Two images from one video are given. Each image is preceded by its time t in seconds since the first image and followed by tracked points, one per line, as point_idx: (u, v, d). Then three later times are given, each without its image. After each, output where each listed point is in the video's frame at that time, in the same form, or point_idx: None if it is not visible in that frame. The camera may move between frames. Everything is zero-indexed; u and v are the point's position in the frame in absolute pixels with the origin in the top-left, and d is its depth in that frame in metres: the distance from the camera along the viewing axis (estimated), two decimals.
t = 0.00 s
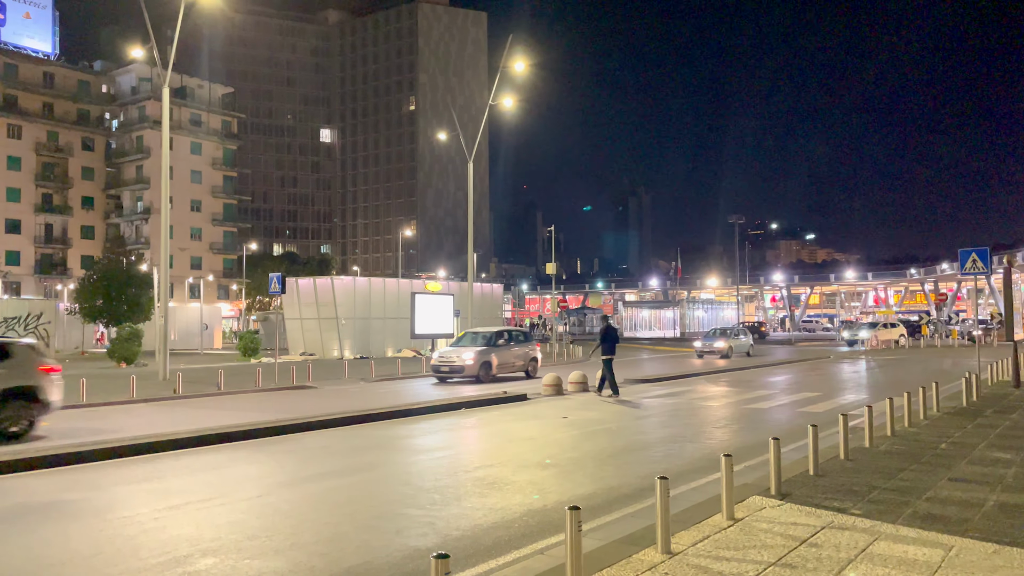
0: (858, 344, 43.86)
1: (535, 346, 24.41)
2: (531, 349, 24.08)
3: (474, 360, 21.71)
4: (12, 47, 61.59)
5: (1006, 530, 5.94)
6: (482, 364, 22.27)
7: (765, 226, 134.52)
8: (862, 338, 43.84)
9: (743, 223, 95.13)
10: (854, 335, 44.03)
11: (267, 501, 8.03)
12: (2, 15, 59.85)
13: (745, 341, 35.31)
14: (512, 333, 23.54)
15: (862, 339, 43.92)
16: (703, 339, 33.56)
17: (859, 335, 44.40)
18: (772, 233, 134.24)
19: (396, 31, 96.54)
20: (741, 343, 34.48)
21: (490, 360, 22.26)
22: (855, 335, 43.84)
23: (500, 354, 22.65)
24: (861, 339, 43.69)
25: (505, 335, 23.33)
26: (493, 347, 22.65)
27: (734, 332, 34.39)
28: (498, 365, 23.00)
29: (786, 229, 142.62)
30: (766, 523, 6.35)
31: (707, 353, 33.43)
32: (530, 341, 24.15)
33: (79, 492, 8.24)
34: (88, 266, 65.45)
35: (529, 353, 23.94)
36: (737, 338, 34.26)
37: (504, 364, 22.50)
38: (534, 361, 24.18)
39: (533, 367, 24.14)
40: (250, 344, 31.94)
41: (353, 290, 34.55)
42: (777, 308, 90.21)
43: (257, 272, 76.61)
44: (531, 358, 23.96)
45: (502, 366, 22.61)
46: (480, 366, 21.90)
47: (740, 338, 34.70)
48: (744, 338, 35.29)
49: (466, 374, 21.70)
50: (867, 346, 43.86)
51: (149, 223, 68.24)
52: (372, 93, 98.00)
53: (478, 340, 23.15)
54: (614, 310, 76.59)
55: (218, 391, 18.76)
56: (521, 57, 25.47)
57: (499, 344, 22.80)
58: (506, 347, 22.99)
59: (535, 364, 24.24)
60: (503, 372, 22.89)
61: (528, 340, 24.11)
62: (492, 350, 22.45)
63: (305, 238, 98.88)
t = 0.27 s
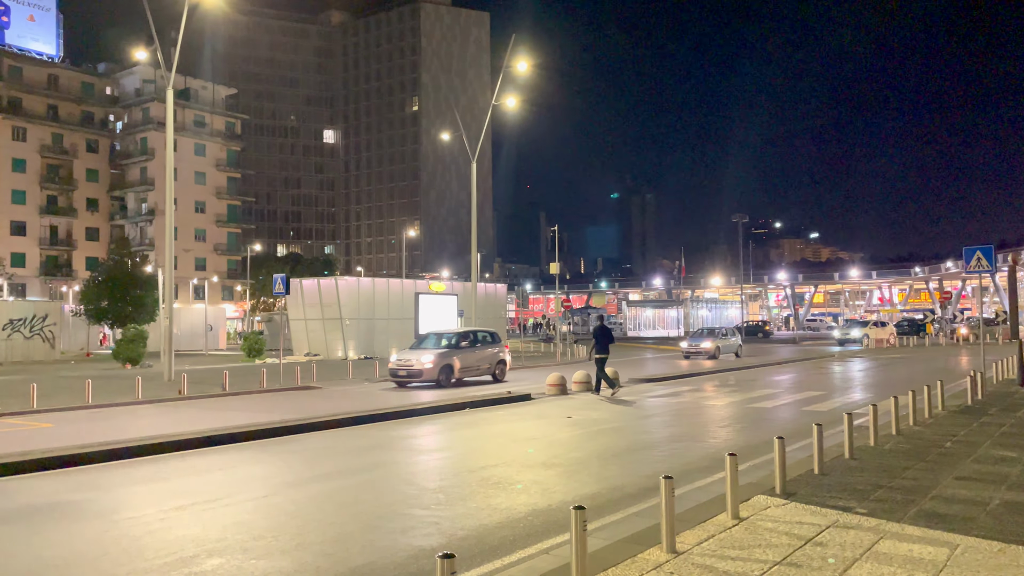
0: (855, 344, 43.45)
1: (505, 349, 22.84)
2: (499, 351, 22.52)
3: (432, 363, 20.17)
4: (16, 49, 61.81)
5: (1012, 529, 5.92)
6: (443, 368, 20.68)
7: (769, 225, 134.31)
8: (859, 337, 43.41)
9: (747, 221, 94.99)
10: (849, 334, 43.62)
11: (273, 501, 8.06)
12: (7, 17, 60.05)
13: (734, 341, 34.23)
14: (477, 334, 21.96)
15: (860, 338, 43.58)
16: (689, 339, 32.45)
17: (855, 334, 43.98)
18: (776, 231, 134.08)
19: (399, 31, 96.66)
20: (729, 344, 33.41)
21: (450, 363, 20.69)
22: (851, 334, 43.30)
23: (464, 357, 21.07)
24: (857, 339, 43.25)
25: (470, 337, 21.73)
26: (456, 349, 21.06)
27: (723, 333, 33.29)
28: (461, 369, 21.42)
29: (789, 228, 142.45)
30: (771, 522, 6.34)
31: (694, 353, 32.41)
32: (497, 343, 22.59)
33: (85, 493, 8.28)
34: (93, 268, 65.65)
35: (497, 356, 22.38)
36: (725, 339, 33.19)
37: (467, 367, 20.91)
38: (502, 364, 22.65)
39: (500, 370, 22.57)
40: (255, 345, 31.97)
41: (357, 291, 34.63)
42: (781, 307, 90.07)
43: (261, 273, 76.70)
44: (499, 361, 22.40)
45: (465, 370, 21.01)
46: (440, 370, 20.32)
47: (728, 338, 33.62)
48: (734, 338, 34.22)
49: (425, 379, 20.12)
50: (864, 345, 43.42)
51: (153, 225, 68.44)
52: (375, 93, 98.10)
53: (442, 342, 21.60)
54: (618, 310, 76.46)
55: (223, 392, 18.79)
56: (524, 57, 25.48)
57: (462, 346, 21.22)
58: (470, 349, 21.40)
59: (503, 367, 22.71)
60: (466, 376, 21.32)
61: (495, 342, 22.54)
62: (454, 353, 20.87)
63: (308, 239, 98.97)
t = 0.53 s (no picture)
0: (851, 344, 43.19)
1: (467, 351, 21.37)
2: (459, 354, 21.02)
3: (386, 367, 18.51)
4: (22, 52, 62.09)
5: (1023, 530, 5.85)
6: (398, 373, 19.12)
7: (775, 224, 133.92)
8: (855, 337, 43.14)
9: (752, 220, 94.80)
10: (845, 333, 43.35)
11: (281, 501, 8.08)
12: (13, 20, 60.32)
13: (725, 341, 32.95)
14: (436, 336, 20.40)
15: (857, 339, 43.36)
16: (676, 339, 31.10)
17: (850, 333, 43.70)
18: (782, 230, 133.75)
19: (403, 32, 96.76)
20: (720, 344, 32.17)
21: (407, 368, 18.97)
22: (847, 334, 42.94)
23: (422, 361, 19.54)
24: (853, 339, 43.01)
25: (427, 340, 20.01)
26: (412, 353, 19.48)
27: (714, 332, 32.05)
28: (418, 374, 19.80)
29: (795, 227, 141.99)
30: (778, 522, 6.33)
31: (681, 354, 31.03)
32: (459, 345, 21.08)
33: (95, 494, 8.33)
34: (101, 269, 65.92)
35: (458, 360, 20.88)
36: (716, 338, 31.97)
37: (423, 372, 19.37)
38: (464, 367, 21.18)
39: (461, 375, 21.10)
40: (261, 345, 32.07)
41: (363, 291, 34.76)
42: (787, 306, 89.70)
43: (267, 274, 76.88)
44: (459, 365, 20.91)
45: (423, 375, 19.51)
46: (395, 377, 18.71)
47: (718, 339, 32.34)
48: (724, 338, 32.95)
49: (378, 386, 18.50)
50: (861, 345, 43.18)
51: (160, 226, 68.70)
52: (381, 94, 98.22)
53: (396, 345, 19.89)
54: (624, 309, 76.37)
55: (230, 393, 18.84)
56: (529, 57, 25.46)
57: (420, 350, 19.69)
58: (429, 353, 19.88)
59: (465, 371, 21.25)
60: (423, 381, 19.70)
61: (456, 345, 21.02)
62: (410, 357, 19.30)
63: (314, 239, 99.14)
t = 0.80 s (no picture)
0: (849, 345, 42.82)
1: (426, 355, 19.51)
2: (417, 357, 19.13)
3: (332, 372, 16.62)
4: (31, 54, 62.41)
5: None
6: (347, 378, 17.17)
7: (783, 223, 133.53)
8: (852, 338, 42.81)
9: (760, 219, 94.61)
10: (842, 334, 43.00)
11: (288, 502, 8.10)
12: (22, 22, 60.66)
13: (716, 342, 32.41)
14: (390, 337, 18.50)
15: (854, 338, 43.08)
16: (663, 341, 30.66)
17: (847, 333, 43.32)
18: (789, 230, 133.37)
19: (410, 33, 96.96)
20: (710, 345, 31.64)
21: (356, 372, 17.08)
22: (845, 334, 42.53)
23: (374, 365, 17.60)
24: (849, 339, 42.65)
25: (380, 341, 18.12)
26: (363, 356, 17.58)
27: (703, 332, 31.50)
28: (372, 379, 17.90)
29: (803, 226, 141.45)
30: (786, 522, 6.32)
31: (667, 357, 30.59)
32: (416, 348, 19.17)
33: (103, 494, 8.36)
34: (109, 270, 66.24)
35: (416, 364, 18.99)
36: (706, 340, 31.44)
37: (375, 378, 17.49)
38: (423, 372, 19.28)
39: (419, 381, 19.18)
40: (269, 345, 32.15)
41: (370, 291, 34.95)
42: (796, 306, 89.33)
43: (275, 275, 77.10)
44: (417, 370, 19.01)
45: (375, 380, 17.57)
46: (342, 382, 16.81)
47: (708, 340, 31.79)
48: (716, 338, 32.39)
49: (323, 393, 16.57)
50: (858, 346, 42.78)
51: (168, 227, 68.99)
52: (388, 94, 98.42)
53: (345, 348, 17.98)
54: (631, 309, 76.30)
55: (238, 393, 18.89)
56: (535, 57, 25.44)
57: (372, 353, 17.75)
58: (383, 356, 17.98)
59: (424, 376, 19.37)
60: (378, 387, 17.80)
61: (414, 347, 19.13)
62: (360, 360, 17.35)
63: (322, 240, 99.37)
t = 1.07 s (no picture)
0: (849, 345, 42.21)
1: (381, 359, 18.00)
2: (369, 361, 17.64)
3: (269, 379, 15.22)
4: (42, 57, 62.86)
5: None
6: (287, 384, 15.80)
7: (793, 222, 132.75)
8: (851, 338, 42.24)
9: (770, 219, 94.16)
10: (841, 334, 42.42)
11: (297, 502, 8.14)
12: (34, 24, 61.13)
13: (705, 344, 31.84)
14: (341, 339, 17.05)
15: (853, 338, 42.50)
16: (650, 342, 29.97)
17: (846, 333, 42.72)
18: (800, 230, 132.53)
19: (419, 33, 97.08)
20: (697, 346, 31.12)
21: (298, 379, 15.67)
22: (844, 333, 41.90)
23: (318, 371, 16.18)
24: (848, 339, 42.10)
25: (329, 344, 16.70)
26: (307, 361, 16.14)
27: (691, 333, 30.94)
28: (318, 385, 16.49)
29: (814, 225, 140.74)
30: (796, 523, 6.28)
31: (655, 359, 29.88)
32: (369, 352, 17.68)
33: (113, 493, 8.42)
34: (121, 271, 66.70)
35: (368, 368, 17.50)
36: (694, 342, 30.88)
37: (319, 384, 16.07)
38: (376, 377, 17.79)
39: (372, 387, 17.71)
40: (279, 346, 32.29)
41: (379, 292, 34.89)
42: (806, 306, 88.90)
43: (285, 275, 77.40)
44: (369, 374, 17.53)
45: (319, 386, 16.18)
46: (280, 390, 15.39)
47: (697, 341, 31.25)
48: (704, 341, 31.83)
49: (258, 401, 15.17)
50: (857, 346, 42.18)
51: (179, 228, 69.39)
52: (397, 95, 98.60)
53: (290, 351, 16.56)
54: (640, 309, 76.12)
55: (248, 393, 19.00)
56: (544, 57, 25.44)
57: (317, 357, 16.33)
58: (329, 360, 16.55)
59: (377, 381, 17.89)
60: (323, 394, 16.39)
61: (366, 350, 17.63)
62: (303, 365, 15.94)
63: (331, 240, 99.67)
